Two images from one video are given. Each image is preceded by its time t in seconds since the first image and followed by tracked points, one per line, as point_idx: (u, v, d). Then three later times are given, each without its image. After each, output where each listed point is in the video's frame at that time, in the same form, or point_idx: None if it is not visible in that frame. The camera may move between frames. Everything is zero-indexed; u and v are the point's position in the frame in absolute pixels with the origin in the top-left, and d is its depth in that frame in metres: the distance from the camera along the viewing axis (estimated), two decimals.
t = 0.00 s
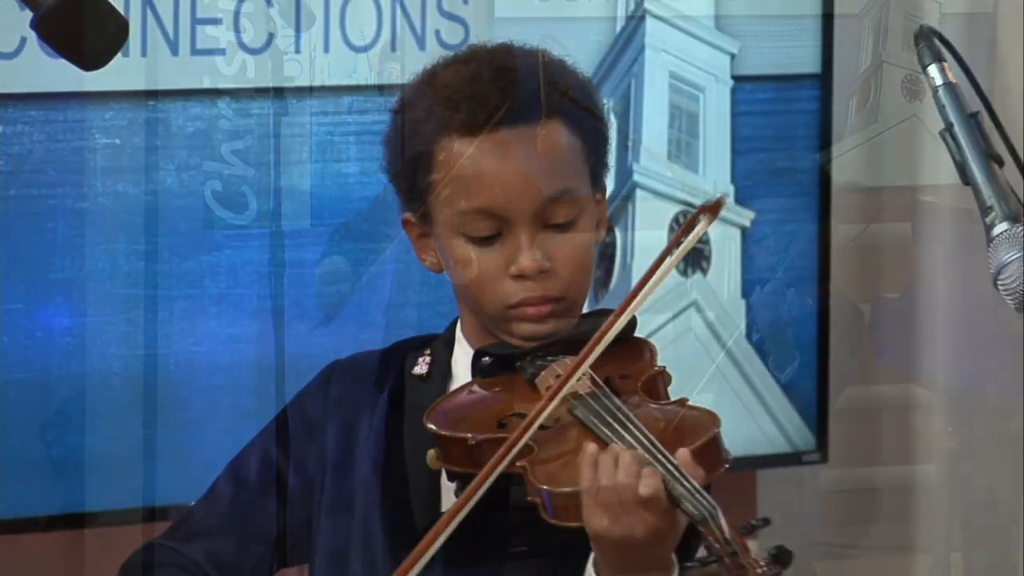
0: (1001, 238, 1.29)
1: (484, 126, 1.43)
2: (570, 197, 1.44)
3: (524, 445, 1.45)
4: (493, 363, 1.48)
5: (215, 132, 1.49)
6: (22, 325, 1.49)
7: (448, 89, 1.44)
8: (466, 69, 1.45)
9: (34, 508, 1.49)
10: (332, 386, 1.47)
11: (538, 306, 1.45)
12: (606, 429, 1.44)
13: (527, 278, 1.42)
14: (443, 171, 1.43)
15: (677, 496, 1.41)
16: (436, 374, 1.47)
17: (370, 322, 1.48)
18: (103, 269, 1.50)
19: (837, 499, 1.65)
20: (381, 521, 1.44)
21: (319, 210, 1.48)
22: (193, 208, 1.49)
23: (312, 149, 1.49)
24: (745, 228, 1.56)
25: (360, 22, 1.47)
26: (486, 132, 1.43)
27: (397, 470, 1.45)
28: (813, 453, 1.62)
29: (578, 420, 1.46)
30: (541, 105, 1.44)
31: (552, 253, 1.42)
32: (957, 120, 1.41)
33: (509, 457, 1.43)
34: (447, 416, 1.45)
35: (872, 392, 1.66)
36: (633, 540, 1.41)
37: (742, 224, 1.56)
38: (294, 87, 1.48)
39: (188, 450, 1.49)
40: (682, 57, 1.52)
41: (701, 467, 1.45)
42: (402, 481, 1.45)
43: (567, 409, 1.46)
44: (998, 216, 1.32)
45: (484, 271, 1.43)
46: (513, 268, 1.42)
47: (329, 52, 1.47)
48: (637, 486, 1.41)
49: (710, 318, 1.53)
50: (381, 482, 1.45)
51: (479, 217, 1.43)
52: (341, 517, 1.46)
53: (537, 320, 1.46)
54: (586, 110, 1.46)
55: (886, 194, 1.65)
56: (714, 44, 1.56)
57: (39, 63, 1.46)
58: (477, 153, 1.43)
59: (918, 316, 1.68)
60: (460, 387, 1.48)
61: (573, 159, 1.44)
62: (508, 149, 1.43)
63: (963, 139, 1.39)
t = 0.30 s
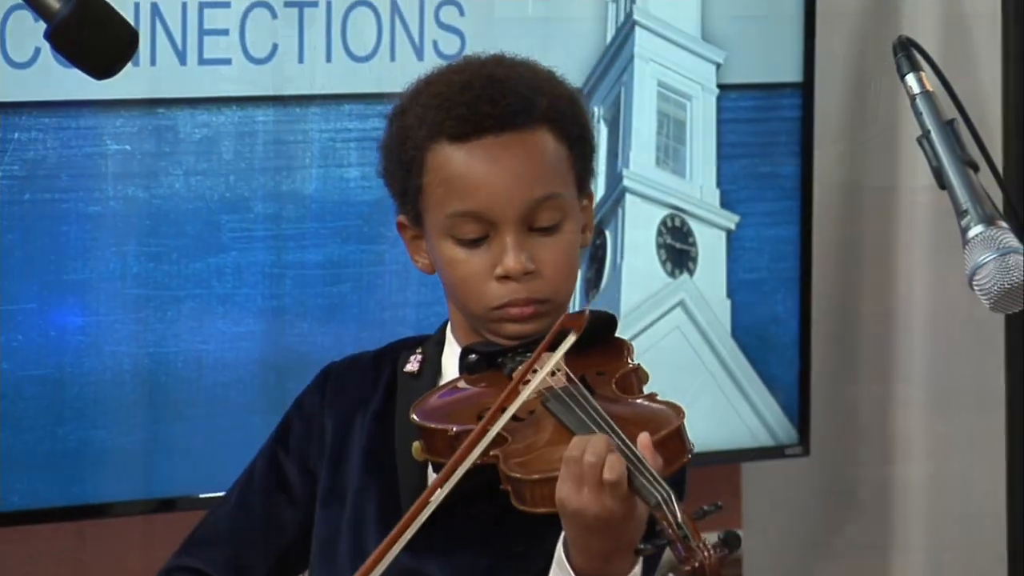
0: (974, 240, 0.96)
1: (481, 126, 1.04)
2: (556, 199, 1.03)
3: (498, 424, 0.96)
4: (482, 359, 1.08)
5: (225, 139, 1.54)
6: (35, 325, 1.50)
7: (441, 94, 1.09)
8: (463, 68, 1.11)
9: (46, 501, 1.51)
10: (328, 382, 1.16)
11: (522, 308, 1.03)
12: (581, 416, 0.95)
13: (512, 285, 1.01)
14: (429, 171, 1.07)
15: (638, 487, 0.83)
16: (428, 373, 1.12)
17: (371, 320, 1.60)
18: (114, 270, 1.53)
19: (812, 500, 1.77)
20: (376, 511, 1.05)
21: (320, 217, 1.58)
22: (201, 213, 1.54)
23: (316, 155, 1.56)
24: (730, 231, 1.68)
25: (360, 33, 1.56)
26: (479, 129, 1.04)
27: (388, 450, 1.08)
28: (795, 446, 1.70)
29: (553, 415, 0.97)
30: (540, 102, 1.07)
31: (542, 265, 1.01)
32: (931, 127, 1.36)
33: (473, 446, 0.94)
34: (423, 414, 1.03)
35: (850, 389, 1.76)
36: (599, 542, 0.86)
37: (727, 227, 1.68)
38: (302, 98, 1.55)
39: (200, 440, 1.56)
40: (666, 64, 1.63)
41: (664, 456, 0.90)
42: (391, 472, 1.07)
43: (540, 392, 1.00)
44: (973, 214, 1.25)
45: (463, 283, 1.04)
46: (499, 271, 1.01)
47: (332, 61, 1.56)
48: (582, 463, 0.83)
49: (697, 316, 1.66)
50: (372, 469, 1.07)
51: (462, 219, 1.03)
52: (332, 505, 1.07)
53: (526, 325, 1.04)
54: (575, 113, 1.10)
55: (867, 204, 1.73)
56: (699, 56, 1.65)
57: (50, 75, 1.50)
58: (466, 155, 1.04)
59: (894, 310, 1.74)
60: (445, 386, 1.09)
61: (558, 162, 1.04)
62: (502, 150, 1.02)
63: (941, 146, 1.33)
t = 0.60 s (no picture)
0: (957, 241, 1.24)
1: (468, 128, 1.04)
2: (543, 197, 1.02)
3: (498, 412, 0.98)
4: (474, 355, 1.08)
5: (232, 142, 1.59)
6: (49, 324, 1.56)
7: (429, 98, 1.09)
8: (450, 73, 1.11)
9: (63, 491, 1.57)
10: (323, 380, 1.15)
11: (514, 303, 1.02)
12: (576, 402, 0.98)
13: (502, 281, 1.01)
14: (419, 175, 1.06)
15: (638, 464, 0.81)
16: (420, 367, 1.12)
17: (373, 317, 1.66)
18: (125, 271, 1.58)
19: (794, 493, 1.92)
20: (372, 503, 1.04)
21: (324, 220, 1.63)
22: (210, 215, 1.59)
23: (320, 159, 1.62)
24: (719, 231, 1.75)
25: (362, 42, 1.62)
26: (468, 132, 1.03)
27: (384, 445, 1.07)
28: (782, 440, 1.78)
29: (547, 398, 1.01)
30: (526, 104, 1.06)
31: (532, 261, 1.01)
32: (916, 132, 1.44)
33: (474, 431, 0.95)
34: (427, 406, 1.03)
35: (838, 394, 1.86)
36: (594, 520, 0.83)
37: (715, 227, 1.75)
38: (307, 103, 1.61)
39: (210, 435, 1.62)
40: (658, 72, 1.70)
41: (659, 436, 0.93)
42: (386, 464, 1.06)
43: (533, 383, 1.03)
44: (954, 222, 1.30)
45: (457, 283, 1.03)
46: (490, 268, 1.00)
47: (335, 69, 1.61)
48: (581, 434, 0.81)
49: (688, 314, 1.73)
50: (368, 461, 1.06)
51: (454, 218, 1.02)
52: (329, 496, 1.06)
53: (516, 320, 1.04)
54: (557, 114, 1.09)
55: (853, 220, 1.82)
56: (691, 64, 1.72)
57: (63, 82, 1.55)
58: (453, 155, 1.03)
59: (879, 305, 1.79)
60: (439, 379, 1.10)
61: (544, 163, 1.04)
62: (488, 149, 1.01)
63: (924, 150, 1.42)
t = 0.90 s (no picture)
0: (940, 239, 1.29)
1: (454, 124, 1.11)
2: (528, 189, 1.09)
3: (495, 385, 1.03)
4: (466, 345, 1.14)
5: (240, 143, 1.65)
6: (62, 318, 1.62)
7: (418, 99, 1.16)
8: (438, 75, 1.18)
9: (75, 479, 1.63)
10: (322, 373, 1.21)
11: (503, 292, 1.08)
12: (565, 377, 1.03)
13: (491, 271, 1.07)
14: (410, 169, 1.13)
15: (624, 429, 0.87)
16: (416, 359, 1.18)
17: (376, 313, 1.71)
18: (136, 267, 1.64)
19: (781, 480, 1.99)
20: (367, 491, 1.10)
21: (327, 218, 1.69)
22: (219, 212, 1.65)
23: (324, 159, 1.68)
24: (709, 229, 1.81)
25: (365, 46, 1.67)
26: (454, 128, 1.10)
27: (380, 434, 1.13)
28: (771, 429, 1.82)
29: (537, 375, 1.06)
30: (509, 101, 1.13)
31: (519, 251, 1.07)
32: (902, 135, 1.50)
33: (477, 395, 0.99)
34: (422, 391, 1.09)
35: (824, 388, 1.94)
36: (579, 480, 0.91)
37: (706, 225, 1.81)
38: (311, 106, 1.66)
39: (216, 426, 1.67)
40: (652, 75, 1.76)
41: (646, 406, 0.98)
42: (383, 453, 1.12)
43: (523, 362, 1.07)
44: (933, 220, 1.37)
45: (447, 273, 1.09)
46: (479, 258, 1.07)
47: (339, 72, 1.67)
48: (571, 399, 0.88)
49: (680, 309, 1.79)
50: (367, 451, 1.12)
51: (444, 210, 1.09)
52: (328, 484, 1.12)
53: (507, 309, 1.10)
54: (540, 112, 1.17)
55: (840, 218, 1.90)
56: (686, 68, 1.78)
57: (77, 84, 1.60)
58: (442, 151, 1.10)
59: (864, 301, 1.86)
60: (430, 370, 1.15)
61: (527, 157, 1.11)
62: (474, 144, 1.08)
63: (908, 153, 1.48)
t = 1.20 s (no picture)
0: (922, 236, 1.34)
1: (446, 121, 1.18)
2: (517, 184, 1.16)
3: (485, 357, 1.12)
4: (459, 335, 1.18)
5: (247, 143, 1.71)
6: (76, 312, 1.68)
7: (410, 100, 1.23)
8: (431, 78, 1.26)
9: (88, 467, 1.69)
10: (322, 365, 1.32)
11: (494, 283, 1.15)
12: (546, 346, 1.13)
13: (482, 262, 1.14)
14: (404, 166, 1.20)
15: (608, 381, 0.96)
16: (411, 351, 1.26)
17: (379, 306, 1.78)
18: (147, 262, 1.70)
19: (769, 473, 2.03)
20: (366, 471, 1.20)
21: (331, 215, 1.75)
22: (227, 210, 1.72)
23: (328, 159, 1.74)
24: (699, 227, 1.88)
25: (369, 51, 1.74)
26: (446, 124, 1.18)
27: (379, 420, 1.23)
28: (760, 419, 1.89)
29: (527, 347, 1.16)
30: (499, 100, 1.21)
31: (508, 243, 1.14)
32: (887, 136, 1.57)
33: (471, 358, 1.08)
34: (427, 376, 1.14)
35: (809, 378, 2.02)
36: (566, 440, 0.99)
37: (696, 223, 1.88)
38: (317, 108, 1.73)
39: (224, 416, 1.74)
40: (646, 79, 1.82)
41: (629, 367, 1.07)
42: (382, 439, 1.20)
43: (511, 339, 1.17)
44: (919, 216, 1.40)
45: (440, 264, 1.16)
46: (471, 250, 1.13)
47: (343, 75, 1.73)
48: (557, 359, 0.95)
49: (671, 303, 1.86)
50: (367, 439, 1.21)
51: (437, 204, 1.16)
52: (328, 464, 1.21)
53: (496, 300, 1.16)
54: (527, 112, 1.24)
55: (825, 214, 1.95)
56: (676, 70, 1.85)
57: (91, 87, 1.66)
58: (434, 149, 1.17)
59: (848, 298, 1.93)
60: (424, 360, 1.19)
61: (516, 154, 1.18)
62: (466, 141, 1.16)
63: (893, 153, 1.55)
